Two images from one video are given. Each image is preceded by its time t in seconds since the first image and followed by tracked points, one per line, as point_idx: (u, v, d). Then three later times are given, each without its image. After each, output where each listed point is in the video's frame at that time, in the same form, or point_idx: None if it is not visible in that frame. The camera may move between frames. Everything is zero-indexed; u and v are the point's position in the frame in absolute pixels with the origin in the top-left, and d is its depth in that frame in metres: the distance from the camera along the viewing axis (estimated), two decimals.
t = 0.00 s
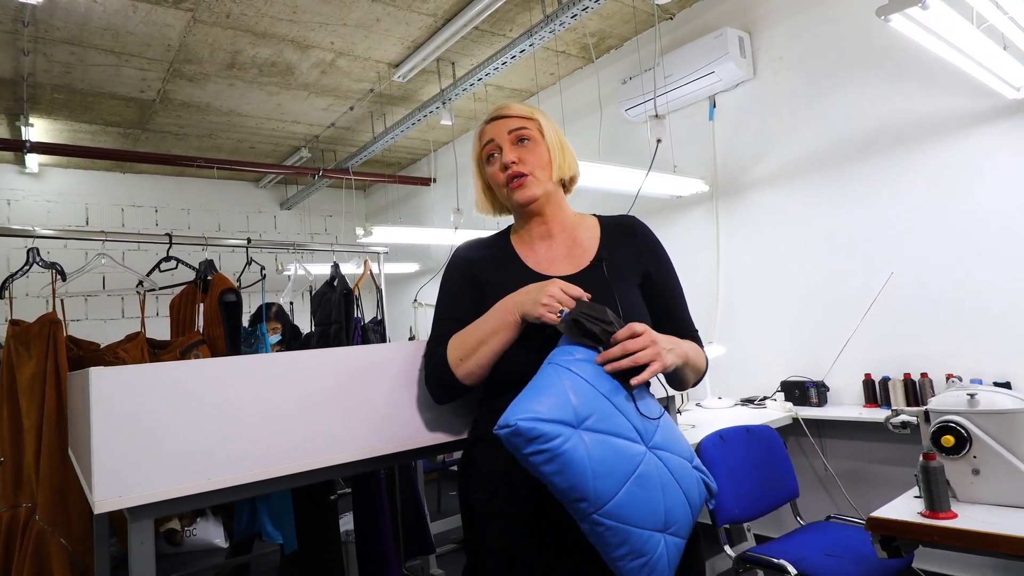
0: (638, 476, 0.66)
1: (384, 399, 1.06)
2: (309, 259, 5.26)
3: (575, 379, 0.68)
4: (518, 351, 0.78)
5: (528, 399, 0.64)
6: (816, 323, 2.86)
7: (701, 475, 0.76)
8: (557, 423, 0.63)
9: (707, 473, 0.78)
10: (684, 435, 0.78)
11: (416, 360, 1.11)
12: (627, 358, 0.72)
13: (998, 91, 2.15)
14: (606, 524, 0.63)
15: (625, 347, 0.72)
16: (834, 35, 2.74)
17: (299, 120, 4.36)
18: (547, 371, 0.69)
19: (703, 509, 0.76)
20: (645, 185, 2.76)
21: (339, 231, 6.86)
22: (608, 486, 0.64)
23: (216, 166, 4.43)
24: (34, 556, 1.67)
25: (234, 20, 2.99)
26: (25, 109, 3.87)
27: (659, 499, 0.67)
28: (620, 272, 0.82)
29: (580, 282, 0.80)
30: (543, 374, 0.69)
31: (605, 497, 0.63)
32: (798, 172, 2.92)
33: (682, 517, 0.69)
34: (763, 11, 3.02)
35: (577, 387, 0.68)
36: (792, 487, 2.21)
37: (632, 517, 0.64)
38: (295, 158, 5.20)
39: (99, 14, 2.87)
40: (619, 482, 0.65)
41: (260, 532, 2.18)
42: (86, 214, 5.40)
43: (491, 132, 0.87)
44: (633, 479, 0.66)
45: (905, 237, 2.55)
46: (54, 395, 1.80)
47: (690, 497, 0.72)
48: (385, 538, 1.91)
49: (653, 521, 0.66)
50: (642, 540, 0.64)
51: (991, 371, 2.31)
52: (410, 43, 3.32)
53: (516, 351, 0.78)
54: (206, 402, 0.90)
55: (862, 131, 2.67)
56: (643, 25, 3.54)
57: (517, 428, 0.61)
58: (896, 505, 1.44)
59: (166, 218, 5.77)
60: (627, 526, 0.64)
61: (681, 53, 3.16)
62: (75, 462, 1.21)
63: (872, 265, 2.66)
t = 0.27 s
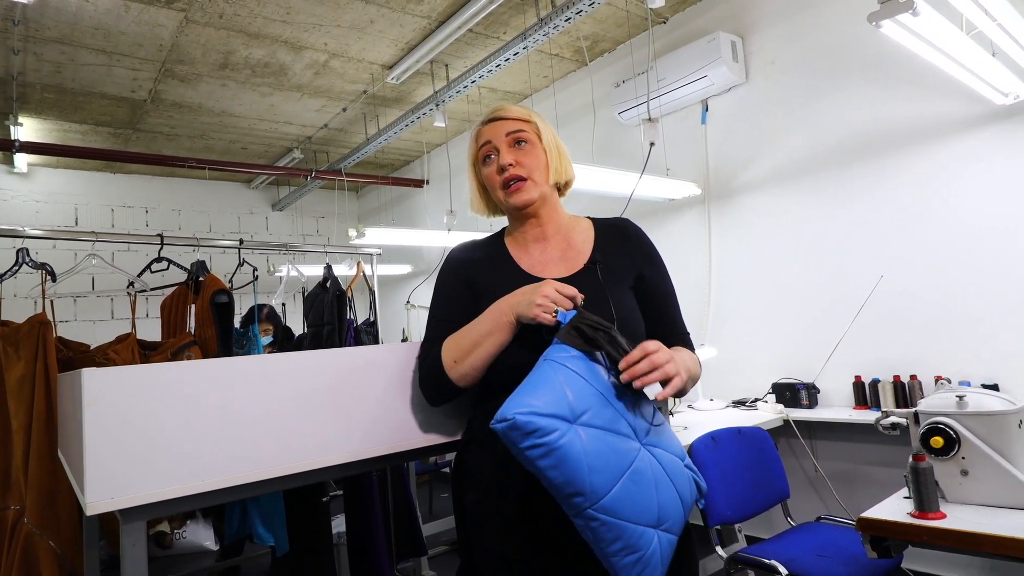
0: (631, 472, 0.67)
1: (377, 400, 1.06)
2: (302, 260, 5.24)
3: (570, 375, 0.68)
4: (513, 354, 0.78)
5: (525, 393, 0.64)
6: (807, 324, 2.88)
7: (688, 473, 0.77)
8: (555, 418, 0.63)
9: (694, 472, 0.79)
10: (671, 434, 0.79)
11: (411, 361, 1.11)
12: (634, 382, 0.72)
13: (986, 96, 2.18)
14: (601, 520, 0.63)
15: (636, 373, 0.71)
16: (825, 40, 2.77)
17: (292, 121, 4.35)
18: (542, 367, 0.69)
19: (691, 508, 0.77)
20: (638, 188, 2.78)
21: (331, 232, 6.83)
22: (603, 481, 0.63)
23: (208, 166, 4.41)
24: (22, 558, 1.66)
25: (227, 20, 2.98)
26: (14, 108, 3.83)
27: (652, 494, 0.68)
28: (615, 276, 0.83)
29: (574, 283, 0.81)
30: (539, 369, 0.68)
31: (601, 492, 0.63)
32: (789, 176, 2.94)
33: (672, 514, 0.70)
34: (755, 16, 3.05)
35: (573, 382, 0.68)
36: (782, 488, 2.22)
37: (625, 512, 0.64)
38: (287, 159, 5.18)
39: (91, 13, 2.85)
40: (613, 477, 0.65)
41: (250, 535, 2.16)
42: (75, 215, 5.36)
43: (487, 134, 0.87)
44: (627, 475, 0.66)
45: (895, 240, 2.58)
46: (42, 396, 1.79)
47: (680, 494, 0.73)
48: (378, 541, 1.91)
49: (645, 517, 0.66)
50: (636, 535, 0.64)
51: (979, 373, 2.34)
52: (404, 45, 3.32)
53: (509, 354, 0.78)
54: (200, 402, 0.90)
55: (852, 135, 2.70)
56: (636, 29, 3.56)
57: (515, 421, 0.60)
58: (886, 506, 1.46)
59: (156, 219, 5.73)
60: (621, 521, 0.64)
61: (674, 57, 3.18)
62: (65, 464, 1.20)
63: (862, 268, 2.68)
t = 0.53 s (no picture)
0: (624, 470, 0.67)
1: (370, 401, 1.05)
2: (291, 261, 5.22)
3: (563, 374, 0.68)
4: (505, 354, 0.78)
5: (518, 393, 0.64)
6: (796, 325, 2.90)
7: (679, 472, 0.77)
8: (547, 416, 0.63)
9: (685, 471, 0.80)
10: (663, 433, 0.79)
11: (403, 361, 1.10)
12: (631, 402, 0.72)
13: (971, 99, 2.21)
14: (593, 518, 0.63)
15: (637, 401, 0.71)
16: (812, 43, 2.80)
17: (281, 120, 4.32)
18: (535, 366, 0.69)
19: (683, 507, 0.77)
20: (628, 189, 2.79)
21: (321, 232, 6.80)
22: (596, 480, 0.63)
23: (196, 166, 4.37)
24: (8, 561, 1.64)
25: (216, 20, 2.96)
26: None
27: (644, 492, 0.68)
28: (606, 276, 0.83)
29: (566, 284, 0.81)
30: (532, 369, 0.68)
31: (593, 490, 0.63)
32: (777, 177, 2.96)
33: (664, 512, 0.70)
34: (744, 19, 3.07)
35: (565, 381, 0.68)
36: (771, 487, 2.24)
37: (618, 510, 0.64)
38: (277, 159, 5.15)
39: (77, 12, 2.83)
40: (606, 475, 0.65)
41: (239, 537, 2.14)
42: (62, 214, 5.30)
43: (479, 134, 0.87)
44: (619, 473, 0.66)
45: (882, 240, 2.60)
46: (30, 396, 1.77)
47: (672, 493, 0.73)
48: (369, 542, 1.90)
49: (637, 514, 0.66)
50: (628, 534, 0.65)
51: (965, 373, 2.37)
52: (394, 45, 3.32)
53: (501, 355, 0.78)
54: (194, 404, 0.89)
55: (840, 137, 2.72)
56: (626, 31, 3.57)
57: (508, 419, 0.61)
58: (873, 504, 1.47)
59: (144, 219, 5.67)
60: (613, 519, 0.64)
61: (664, 58, 3.19)
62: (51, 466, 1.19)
63: (850, 269, 2.71)
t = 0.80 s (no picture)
0: (622, 468, 0.67)
1: (368, 402, 1.05)
2: (286, 262, 5.20)
3: (563, 373, 0.69)
4: (504, 354, 0.78)
5: (517, 391, 0.64)
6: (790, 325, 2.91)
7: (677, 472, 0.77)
8: (546, 415, 0.63)
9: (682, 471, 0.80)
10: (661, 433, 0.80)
11: (401, 361, 1.10)
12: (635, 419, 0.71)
13: (964, 102, 2.22)
14: (591, 516, 0.63)
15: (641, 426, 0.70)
16: (806, 45, 2.81)
17: (276, 121, 4.31)
18: (536, 365, 0.69)
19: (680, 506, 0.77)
20: (624, 190, 2.79)
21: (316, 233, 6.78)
22: (595, 477, 0.63)
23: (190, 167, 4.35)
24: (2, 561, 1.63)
25: (211, 20, 2.95)
26: None
27: (642, 491, 0.68)
28: (604, 276, 0.83)
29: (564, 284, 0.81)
30: (533, 367, 0.69)
31: (593, 489, 0.63)
32: (772, 178, 2.97)
33: (661, 511, 0.70)
34: (739, 21, 3.08)
35: (566, 380, 0.68)
36: (767, 487, 2.24)
37: (616, 508, 0.64)
38: (272, 160, 5.14)
39: (71, 11, 2.81)
40: (605, 474, 0.65)
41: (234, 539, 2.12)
42: (55, 215, 5.27)
43: (476, 135, 0.88)
44: (618, 471, 0.66)
45: (876, 241, 2.62)
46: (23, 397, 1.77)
47: (669, 492, 0.73)
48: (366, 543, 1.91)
49: (636, 512, 0.66)
50: (627, 532, 0.65)
51: (958, 373, 2.38)
52: (389, 46, 3.32)
53: (500, 355, 0.78)
54: (191, 405, 0.89)
55: (834, 139, 2.74)
56: (622, 32, 3.59)
57: (507, 417, 0.61)
58: (867, 503, 1.48)
59: (138, 220, 5.65)
60: (612, 517, 0.64)
61: (659, 60, 3.20)
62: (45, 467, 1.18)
63: (844, 269, 2.72)
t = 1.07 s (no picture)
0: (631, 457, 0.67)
1: (363, 402, 1.05)
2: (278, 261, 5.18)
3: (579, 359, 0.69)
4: (501, 353, 0.78)
5: (537, 372, 0.64)
6: (782, 327, 2.93)
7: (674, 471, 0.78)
8: (565, 396, 0.63)
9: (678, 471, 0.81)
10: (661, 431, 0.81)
11: (396, 361, 1.10)
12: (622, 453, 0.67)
13: (955, 106, 2.25)
14: (600, 500, 0.63)
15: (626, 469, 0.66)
16: (799, 49, 2.83)
17: (269, 120, 4.29)
18: (550, 350, 0.69)
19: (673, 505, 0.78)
20: (618, 191, 2.80)
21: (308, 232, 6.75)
22: (606, 464, 0.64)
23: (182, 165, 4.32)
24: None
25: (204, 17, 2.93)
26: None
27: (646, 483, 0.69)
28: (599, 276, 0.83)
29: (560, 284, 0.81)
30: (548, 351, 0.68)
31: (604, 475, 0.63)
32: (765, 180, 2.99)
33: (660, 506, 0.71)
34: (732, 24, 3.10)
35: (582, 367, 0.68)
36: (759, 487, 2.25)
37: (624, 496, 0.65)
38: (264, 159, 5.11)
39: (62, 8, 2.79)
40: (615, 461, 0.65)
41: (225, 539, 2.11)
42: (44, 213, 5.21)
43: (474, 135, 0.88)
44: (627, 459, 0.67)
45: (867, 244, 2.64)
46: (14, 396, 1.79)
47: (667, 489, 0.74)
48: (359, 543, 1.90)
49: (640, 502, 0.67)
50: (631, 520, 0.65)
51: (947, 374, 2.41)
52: (383, 46, 3.31)
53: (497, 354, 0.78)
54: (188, 403, 0.89)
55: (826, 142, 2.76)
56: (616, 34, 3.60)
57: (529, 394, 0.61)
58: (859, 503, 1.49)
59: (128, 218, 5.60)
60: (619, 505, 0.64)
61: (654, 62, 3.21)
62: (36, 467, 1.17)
63: (835, 271, 2.74)
